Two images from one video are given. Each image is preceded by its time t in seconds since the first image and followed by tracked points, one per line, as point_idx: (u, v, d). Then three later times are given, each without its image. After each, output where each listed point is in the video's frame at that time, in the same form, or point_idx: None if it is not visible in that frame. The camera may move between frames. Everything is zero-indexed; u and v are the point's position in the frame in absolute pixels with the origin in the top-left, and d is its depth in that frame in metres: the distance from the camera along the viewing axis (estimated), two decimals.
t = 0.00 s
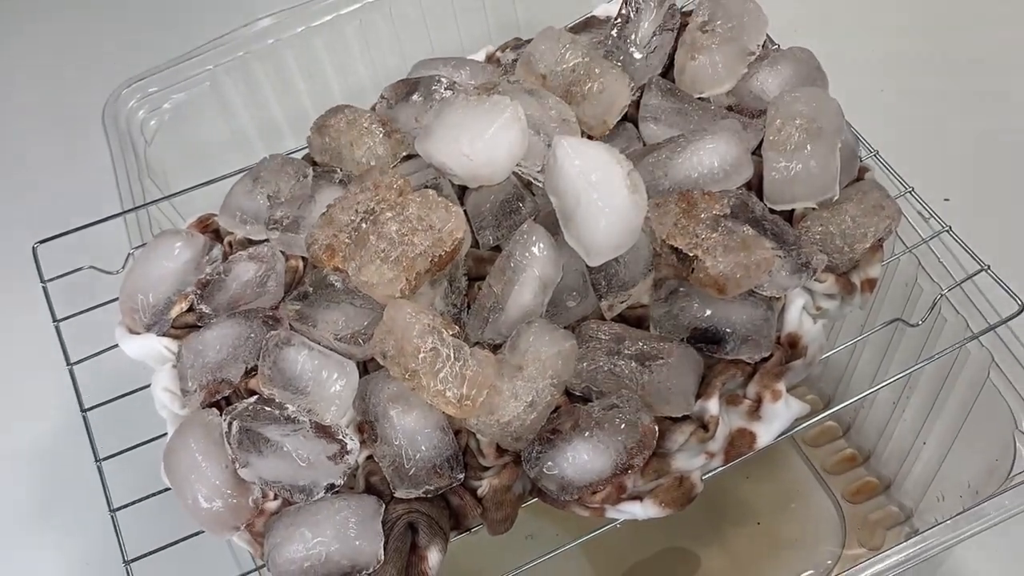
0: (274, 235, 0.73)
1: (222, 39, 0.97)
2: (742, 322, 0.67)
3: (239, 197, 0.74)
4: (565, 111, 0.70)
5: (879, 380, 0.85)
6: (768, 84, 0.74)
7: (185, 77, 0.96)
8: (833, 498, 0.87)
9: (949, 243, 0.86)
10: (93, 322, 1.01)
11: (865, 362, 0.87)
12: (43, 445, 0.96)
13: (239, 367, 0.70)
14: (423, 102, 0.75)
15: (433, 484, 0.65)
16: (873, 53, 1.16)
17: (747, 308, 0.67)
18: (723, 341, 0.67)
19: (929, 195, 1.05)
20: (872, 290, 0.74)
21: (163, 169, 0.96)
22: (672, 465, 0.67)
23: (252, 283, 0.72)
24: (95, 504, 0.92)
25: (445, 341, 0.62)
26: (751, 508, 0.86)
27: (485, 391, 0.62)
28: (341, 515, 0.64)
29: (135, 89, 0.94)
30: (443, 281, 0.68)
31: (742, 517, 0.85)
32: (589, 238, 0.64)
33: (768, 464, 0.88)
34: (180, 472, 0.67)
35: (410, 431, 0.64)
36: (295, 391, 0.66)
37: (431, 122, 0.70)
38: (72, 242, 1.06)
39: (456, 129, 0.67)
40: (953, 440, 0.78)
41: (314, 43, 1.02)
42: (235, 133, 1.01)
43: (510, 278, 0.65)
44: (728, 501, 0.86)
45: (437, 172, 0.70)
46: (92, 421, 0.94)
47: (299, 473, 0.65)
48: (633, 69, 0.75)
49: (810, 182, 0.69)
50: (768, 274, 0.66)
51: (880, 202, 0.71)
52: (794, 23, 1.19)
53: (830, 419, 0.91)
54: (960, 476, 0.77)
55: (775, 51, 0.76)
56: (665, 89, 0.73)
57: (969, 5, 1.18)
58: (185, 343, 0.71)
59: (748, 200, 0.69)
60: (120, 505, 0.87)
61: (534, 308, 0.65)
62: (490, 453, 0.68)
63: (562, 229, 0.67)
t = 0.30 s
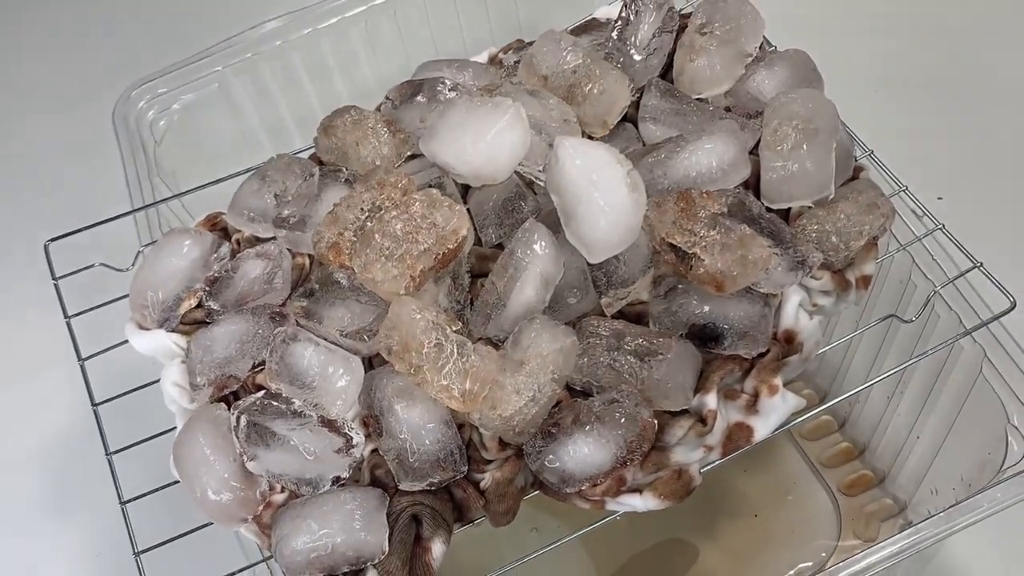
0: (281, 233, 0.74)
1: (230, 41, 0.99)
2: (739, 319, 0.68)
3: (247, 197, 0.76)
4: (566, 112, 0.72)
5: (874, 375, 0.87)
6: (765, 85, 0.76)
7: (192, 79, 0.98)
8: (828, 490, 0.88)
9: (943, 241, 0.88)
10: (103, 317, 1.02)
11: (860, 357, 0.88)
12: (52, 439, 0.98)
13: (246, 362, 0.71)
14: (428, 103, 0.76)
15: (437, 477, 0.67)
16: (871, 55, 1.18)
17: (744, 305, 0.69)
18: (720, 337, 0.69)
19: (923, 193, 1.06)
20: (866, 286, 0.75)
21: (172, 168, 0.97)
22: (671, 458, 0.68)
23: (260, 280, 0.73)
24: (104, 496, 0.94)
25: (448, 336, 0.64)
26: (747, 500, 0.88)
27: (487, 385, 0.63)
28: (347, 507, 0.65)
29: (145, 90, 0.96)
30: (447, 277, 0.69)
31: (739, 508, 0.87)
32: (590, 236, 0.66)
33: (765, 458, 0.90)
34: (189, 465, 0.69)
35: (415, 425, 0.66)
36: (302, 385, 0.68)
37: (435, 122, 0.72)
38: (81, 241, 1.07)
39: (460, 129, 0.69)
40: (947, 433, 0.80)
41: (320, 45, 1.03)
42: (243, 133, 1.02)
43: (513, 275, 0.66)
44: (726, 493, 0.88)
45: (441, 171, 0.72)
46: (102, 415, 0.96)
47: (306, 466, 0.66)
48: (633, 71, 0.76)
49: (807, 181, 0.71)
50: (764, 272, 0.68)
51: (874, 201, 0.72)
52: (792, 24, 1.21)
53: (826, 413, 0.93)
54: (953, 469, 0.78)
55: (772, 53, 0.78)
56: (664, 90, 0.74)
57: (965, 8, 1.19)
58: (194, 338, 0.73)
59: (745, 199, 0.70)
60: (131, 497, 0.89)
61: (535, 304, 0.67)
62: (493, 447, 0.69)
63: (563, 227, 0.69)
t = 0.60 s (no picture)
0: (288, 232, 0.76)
1: (238, 42, 1.00)
2: (736, 315, 0.70)
3: (256, 196, 0.78)
4: (567, 113, 0.73)
5: (870, 369, 0.88)
6: (761, 87, 0.77)
7: (200, 80, 0.99)
8: (824, 483, 0.90)
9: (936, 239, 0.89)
10: (113, 315, 1.04)
11: (855, 353, 0.90)
12: (61, 433, 1.00)
13: (254, 358, 0.72)
14: (432, 103, 0.78)
15: (440, 470, 0.68)
16: (868, 57, 1.20)
17: (742, 302, 0.70)
18: (719, 334, 0.70)
19: (917, 192, 1.08)
20: (861, 284, 0.76)
21: (180, 167, 0.99)
22: (670, 452, 0.70)
23: (267, 277, 0.75)
24: (114, 490, 0.96)
25: (452, 332, 0.65)
26: (745, 493, 0.89)
27: (490, 380, 0.65)
28: (353, 500, 0.67)
29: (155, 91, 0.97)
30: (450, 274, 0.71)
31: (736, 501, 0.89)
32: (590, 234, 0.67)
33: (762, 451, 0.92)
34: (198, 459, 0.70)
35: (420, 419, 0.67)
36: (307, 380, 0.69)
37: (439, 122, 0.73)
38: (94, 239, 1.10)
39: (463, 130, 0.71)
40: (941, 427, 0.81)
41: (326, 47, 1.04)
42: (250, 133, 1.04)
43: (515, 272, 0.68)
44: (724, 486, 0.89)
45: (444, 170, 0.74)
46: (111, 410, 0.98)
47: (311, 460, 0.68)
48: (632, 72, 0.78)
49: (803, 181, 0.72)
50: (761, 269, 0.69)
51: (869, 200, 0.74)
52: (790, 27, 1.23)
53: (822, 408, 0.94)
54: (947, 463, 0.80)
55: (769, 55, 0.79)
56: (663, 91, 0.76)
57: (961, 10, 1.21)
58: (203, 334, 0.74)
59: (743, 198, 0.72)
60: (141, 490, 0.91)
61: (536, 301, 0.68)
62: (495, 441, 0.71)
63: (565, 225, 0.71)
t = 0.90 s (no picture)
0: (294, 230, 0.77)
1: (246, 44, 1.02)
2: (734, 312, 0.71)
3: (263, 195, 0.79)
4: (568, 114, 0.75)
5: (865, 365, 0.90)
6: (759, 88, 0.79)
7: (208, 81, 1.01)
8: (820, 475, 0.92)
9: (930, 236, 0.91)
10: (122, 310, 1.06)
11: (851, 349, 0.91)
12: (71, 426, 1.02)
13: (261, 353, 0.74)
14: (436, 105, 0.80)
15: (443, 463, 0.70)
16: (864, 60, 1.22)
17: (740, 300, 0.72)
18: (717, 330, 0.72)
19: (911, 191, 1.11)
20: (857, 281, 0.78)
21: (189, 167, 1.01)
22: (669, 445, 0.71)
23: (275, 274, 0.76)
24: (124, 481, 0.97)
25: (455, 329, 0.67)
26: (743, 486, 0.91)
27: (492, 376, 0.67)
28: (358, 493, 0.68)
29: (163, 91, 0.99)
30: (454, 271, 0.72)
31: (734, 493, 0.90)
32: (591, 232, 0.69)
33: (761, 445, 0.93)
34: (207, 452, 0.72)
35: (423, 413, 0.69)
36: (314, 375, 0.71)
37: (442, 123, 0.75)
38: (104, 234, 1.12)
39: (466, 130, 0.72)
40: (934, 421, 0.83)
41: (332, 49, 1.06)
42: (257, 133, 1.06)
43: (517, 270, 0.69)
44: (722, 479, 0.91)
45: (448, 170, 0.75)
46: (122, 403, 1.00)
47: (317, 453, 0.70)
48: (632, 74, 0.79)
49: (800, 180, 0.73)
50: (758, 266, 0.71)
51: (864, 199, 0.75)
52: (786, 29, 1.25)
53: (818, 402, 0.96)
54: (940, 457, 0.82)
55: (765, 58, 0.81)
56: (662, 92, 0.77)
57: (953, 17, 1.24)
58: (211, 330, 0.76)
59: (740, 197, 0.73)
60: (150, 483, 0.93)
61: (538, 298, 0.70)
62: (498, 435, 0.72)
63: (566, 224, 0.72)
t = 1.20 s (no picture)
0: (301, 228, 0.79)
1: (252, 45, 1.03)
2: (731, 309, 0.73)
3: (270, 194, 0.81)
4: (569, 114, 0.76)
5: (860, 360, 0.92)
6: (757, 90, 0.80)
7: (215, 82, 1.02)
8: (817, 468, 0.94)
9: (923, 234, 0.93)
10: (133, 306, 1.09)
11: (846, 344, 0.93)
12: (84, 420, 1.04)
13: (268, 349, 0.75)
14: (440, 106, 0.81)
15: (446, 458, 0.72)
16: (861, 62, 1.24)
17: (738, 297, 0.73)
18: (715, 326, 0.73)
19: (905, 190, 1.13)
20: (851, 278, 0.79)
21: (197, 166, 1.03)
22: (668, 440, 0.73)
23: (282, 271, 0.78)
24: (134, 474, 1.00)
25: (459, 325, 0.68)
26: (741, 479, 0.93)
27: (495, 371, 0.68)
28: (364, 486, 0.70)
29: (172, 92, 1.01)
30: (456, 269, 0.74)
31: (732, 487, 0.92)
32: (591, 229, 0.71)
33: (758, 439, 0.95)
34: (215, 446, 0.73)
35: (426, 408, 0.70)
36: (319, 370, 0.72)
37: (446, 123, 0.76)
38: (114, 232, 1.14)
39: (469, 130, 0.74)
40: (929, 416, 0.85)
41: (337, 51, 1.07)
42: (263, 133, 1.07)
43: (518, 268, 0.71)
44: (720, 473, 0.92)
45: (451, 169, 0.77)
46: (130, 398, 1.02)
47: (323, 446, 0.71)
48: (632, 75, 0.81)
49: (796, 179, 0.75)
50: (756, 264, 0.72)
51: (859, 198, 0.77)
52: (784, 32, 1.27)
53: (814, 397, 0.98)
54: (935, 451, 0.84)
55: (762, 59, 0.82)
56: (662, 93, 0.79)
57: (950, 17, 1.25)
58: (220, 327, 0.77)
59: (737, 196, 0.75)
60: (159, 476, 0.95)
61: (539, 295, 0.71)
62: (500, 429, 0.74)
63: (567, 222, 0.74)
